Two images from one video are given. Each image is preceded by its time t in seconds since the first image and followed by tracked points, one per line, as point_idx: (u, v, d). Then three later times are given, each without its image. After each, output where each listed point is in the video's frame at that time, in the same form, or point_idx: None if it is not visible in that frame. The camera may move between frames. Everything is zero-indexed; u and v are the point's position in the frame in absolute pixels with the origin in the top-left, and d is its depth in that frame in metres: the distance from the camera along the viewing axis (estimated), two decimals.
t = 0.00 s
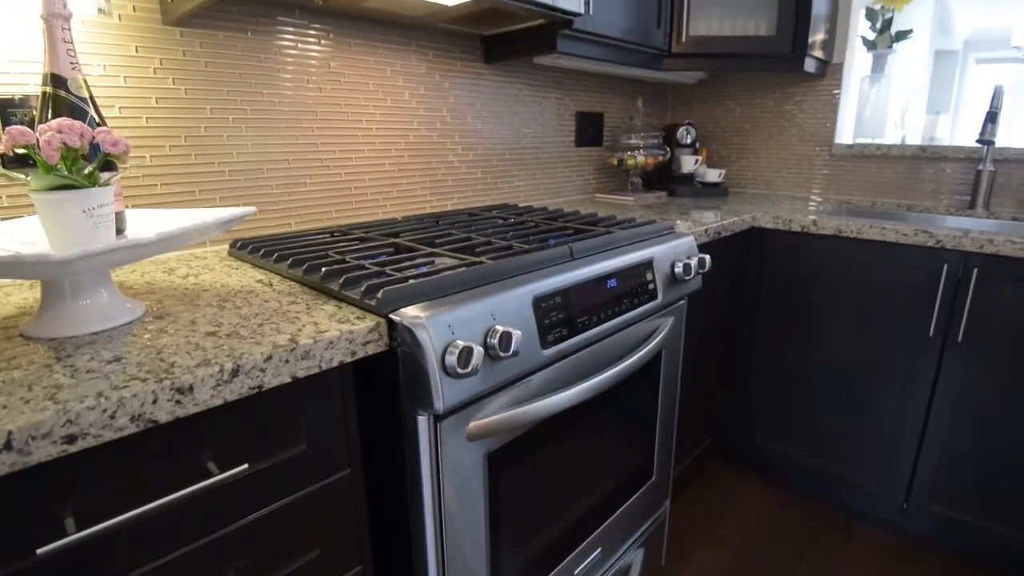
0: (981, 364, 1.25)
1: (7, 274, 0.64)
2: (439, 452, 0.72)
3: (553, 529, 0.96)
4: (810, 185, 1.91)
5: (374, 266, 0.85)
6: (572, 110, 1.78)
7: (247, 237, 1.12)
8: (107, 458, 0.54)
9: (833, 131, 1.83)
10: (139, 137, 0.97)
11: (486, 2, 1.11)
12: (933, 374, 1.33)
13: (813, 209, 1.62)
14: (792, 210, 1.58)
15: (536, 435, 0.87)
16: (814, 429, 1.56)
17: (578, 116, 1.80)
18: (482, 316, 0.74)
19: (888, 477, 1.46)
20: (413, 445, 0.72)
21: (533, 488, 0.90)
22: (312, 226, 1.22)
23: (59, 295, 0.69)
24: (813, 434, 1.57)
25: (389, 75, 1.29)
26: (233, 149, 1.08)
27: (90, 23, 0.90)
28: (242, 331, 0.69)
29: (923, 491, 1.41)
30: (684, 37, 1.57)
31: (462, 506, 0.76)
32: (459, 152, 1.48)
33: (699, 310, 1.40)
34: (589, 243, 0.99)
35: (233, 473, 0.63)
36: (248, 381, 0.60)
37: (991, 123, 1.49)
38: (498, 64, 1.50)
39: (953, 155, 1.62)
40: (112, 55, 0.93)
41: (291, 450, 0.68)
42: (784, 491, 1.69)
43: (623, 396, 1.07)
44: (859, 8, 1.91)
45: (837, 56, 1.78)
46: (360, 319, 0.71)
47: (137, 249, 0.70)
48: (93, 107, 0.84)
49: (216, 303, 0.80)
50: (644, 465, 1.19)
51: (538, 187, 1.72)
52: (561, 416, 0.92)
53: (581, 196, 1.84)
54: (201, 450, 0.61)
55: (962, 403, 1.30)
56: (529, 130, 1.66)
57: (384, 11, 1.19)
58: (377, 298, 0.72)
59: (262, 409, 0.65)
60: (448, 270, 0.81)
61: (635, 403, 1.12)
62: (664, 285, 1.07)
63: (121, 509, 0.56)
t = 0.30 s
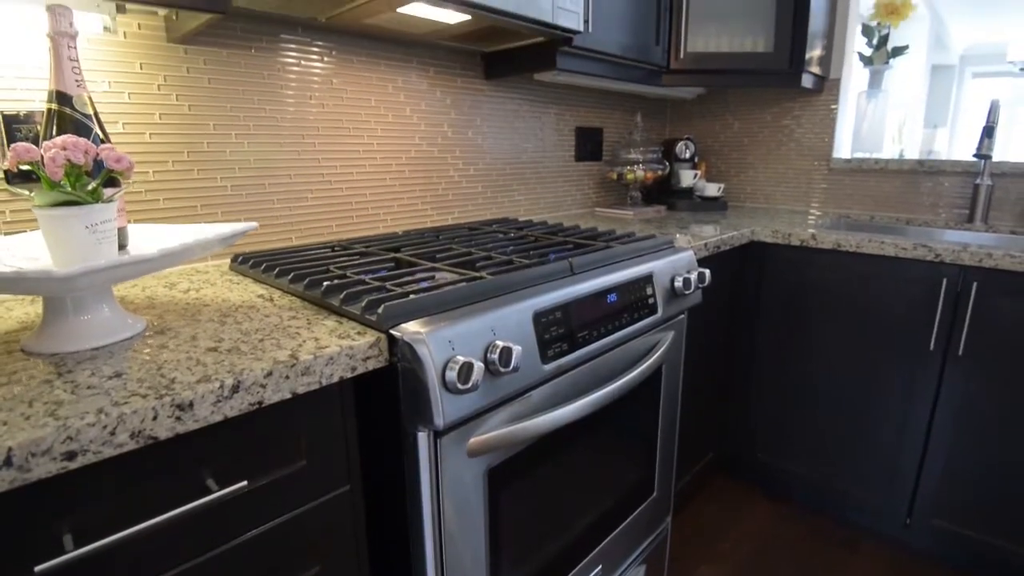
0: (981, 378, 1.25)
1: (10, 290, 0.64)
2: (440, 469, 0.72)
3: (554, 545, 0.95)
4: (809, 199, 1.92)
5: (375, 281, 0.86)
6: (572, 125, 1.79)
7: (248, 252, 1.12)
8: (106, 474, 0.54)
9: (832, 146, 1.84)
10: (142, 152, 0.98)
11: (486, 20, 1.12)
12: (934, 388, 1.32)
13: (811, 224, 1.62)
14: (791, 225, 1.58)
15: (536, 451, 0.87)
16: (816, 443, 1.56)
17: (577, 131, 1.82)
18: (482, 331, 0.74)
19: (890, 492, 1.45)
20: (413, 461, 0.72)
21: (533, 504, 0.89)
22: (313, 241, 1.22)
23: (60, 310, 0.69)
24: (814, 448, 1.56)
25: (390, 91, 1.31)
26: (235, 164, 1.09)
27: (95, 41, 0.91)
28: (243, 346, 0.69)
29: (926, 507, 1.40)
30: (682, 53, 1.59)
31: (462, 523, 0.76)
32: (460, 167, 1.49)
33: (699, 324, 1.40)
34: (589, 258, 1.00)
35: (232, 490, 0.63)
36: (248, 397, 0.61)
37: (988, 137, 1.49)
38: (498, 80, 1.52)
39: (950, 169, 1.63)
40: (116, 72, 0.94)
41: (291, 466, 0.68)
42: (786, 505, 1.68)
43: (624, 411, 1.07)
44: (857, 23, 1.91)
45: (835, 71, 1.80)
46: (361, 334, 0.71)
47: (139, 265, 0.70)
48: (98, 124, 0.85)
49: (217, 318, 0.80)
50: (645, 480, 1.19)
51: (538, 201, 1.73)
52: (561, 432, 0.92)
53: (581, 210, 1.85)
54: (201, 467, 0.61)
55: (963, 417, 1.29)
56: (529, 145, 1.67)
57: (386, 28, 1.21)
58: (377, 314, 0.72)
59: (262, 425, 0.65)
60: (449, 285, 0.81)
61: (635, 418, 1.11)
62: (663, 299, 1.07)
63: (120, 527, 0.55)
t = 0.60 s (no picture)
0: (982, 394, 1.25)
1: (13, 308, 0.64)
2: (440, 487, 0.72)
3: (554, 565, 0.94)
4: (809, 214, 1.92)
5: (376, 298, 0.86)
6: (572, 141, 1.81)
7: (250, 268, 1.13)
8: (105, 494, 0.54)
9: (830, 162, 1.86)
10: (145, 170, 0.99)
11: (487, 39, 1.14)
12: (935, 404, 1.32)
13: (810, 239, 1.63)
14: (791, 240, 1.59)
15: (536, 469, 0.86)
16: (818, 459, 1.55)
17: (577, 148, 1.83)
18: (483, 349, 0.75)
19: (894, 509, 1.44)
20: (413, 480, 0.72)
21: (533, 523, 0.89)
22: (315, 257, 1.23)
23: (62, 328, 0.69)
24: (816, 464, 1.55)
25: (392, 109, 1.32)
26: (238, 181, 1.10)
27: (101, 60, 0.92)
28: (244, 364, 0.69)
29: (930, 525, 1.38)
30: (680, 71, 1.61)
31: (461, 542, 0.75)
32: (461, 183, 1.50)
33: (699, 340, 1.40)
34: (589, 274, 1.00)
35: (231, 509, 0.62)
36: (248, 415, 0.61)
37: (985, 153, 1.51)
38: (499, 98, 1.53)
39: (948, 185, 1.64)
40: (121, 90, 0.95)
41: (290, 484, 0.68)
42: (789, 523, 1.66)
43: (624, 428, 1.06)
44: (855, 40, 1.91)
45: (832, 89, 1.82)
46: (361, 351, 0.71)
47: (141, 282, 0.71)
48: (102, 142, 0.86)
49: (218, 335, 0.80)
50: (646, 498, 1.18)
51: (538, 217, 1.74)
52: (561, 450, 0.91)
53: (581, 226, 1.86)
54: (200, 485, 0.60)
55: (966, 433, 1.29)
56: (529, 162, 1.68)
57: (388, 48, 1.23)
58: (378, 331, 0.72)
59: (262, 443, 0.65)
60: (449, 302, 0.82)
61: (636, 435, 1.11)
62: (663, 315, 1.07)
63: (118, 546, 0.55)
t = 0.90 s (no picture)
0: (984, 410, 1.24)
1: (15, 326, 0.64)
2: (440, 507, 0.72)
3: None
4: (807, 230, 1.93)
5: (376, 315, 0.86)
6: (571, 158, 1.83)
7: (251, 285, 1.13)
8: (103, 513, 0.54)
9: (828, 178, 1.87)
10: (148, 187, 0.99)
11: (487, 58, 1.15)
12: (937, 421, 1.31)
13: (810, 255, 1.63)
14: (790, 256, 1.60)
15: (536, 488, 0.86)
16: (821, 475, 1.54)
17: (576, 165, 1.85)
18: (483, 366, 0.75)
19: (898, 528, 1.43)
20: (413, 500, 0.71)
21: (533, 542, 0.88)
22: (316, 273, 1.23)
23: (63, 345, 0.69)
24: (819, 480, 1.54)
25: (394, 127, 1.33)
26: (239, 199, 1.10)
27: (107, 79, 0.94)
28: (244, 382, 0.69)
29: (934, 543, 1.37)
30: (678, 89, 1.63)
31: (460, 563, 0.75)
32: (461, 199, 1.51)
33: (699, 355, 1.40)
34: (589, 291, 1.00)
35: (229, 529, 0.62)
36: (248, 434, 0.60)
37: (982, 170, 1.52)
38: (499, 115, 1.55)
39: (946, 201, 1.65)
40: (126, 109, 0.96)
41: (289, 503, 0.67)
42: (792, 541, 1.64)
43: (625, 445, 1.06)
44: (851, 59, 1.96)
45: (829, 106, 1.83)
46: (361, 369, 0.71)
47: (143, 300, 0.71)
48: (106, 160, 0.86)
49: (218, 353, 0.81)
50: (647, 516, 1.17)
51: (538, 233, 1.75)
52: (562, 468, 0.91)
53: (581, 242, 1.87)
54: (199, 504, 0.60)
55: (968, 451, 1.28)
56: (529, 178, 1.70)
57: (390, 67, 1.24)
58: (378, 349, 0.72)
59: (261, 462, 0.64)
60: (450, 319, 0.82)
61: (637, 452, 1.10)
62: (664, 332, 1.07)
63: (116, 566, 0.55)
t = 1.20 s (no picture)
0: (987, 426, 1.24)
1: (16, 342, 0.64)
2: (440, 525, 0.71)
3: None
4: (807, 244, 1.94)
5: (376, 331, 0.86)
6: (572, 174, 1.84)
7: (252, 300, 1.13)
8: (101, 532, 0.53)
9: (826, 193, 1.88)
10: (151, 203, 1.00)
11: (488, 76, 1.17)
12: (939, 436, 1.31)
13: (809, 269, 1.64)
14: (790, 270, 1.60)
15: (535, 505, 0.85)
16: (823, 490, 1.53)
17: (576, 180, 1.86)
18: (483, 383, 0.75)
19: (901, 544, 1.41)
20: (412, 518, 0.71)
21: (534, 560, 0.87)
22: (316, 289, 1.24)
23: (63, 362, 0.69)
24: (822, 496, 1.53)
25: (396, 143, 1.35)
26: (241, 214, 1.11)
27: (111, 97, 0.95)
28: (244, 399, 0.69)
29: (938, 561, 1.35)
30: (677, 105, 1.64)
31: None
32: (461, 215, 1.52)
33: (700, 370, 1.40)
34: (589, 306, 1.00)
35: (227, 547, 0.62)
36: (247, 451, 0.60)
37: (980, 185, 1.53)
38: (499, 131, 1.56)
39: (944, 216, 1.65)
40: (130, 126, 0.97)
41: (289, 521, 0.67)
42: (795, 558, 1.63)
43: (626, 461, 1.05)
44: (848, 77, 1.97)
45: (826, 121, 1.85)
46: (361, 385, 0.71)
47: (144, 316, 0.71)
48: (110, 177, 0.87)
49: (217, 369, 0.80)
50: (648, 534, 1.15)
51: (538, 248, 1.75)
52: (562, 485, 0.90)
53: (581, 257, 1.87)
54: (198, 522, 0.60)
55: (972, 466, 1.27)
56: (529, 193, 1.71)
57: (391, 85, 1.26)
58: (378, 365, 0.72)
59: (260, 479, 0.64)
60: (450, 335, 0.82)
61: (637, 468, 1.09)
62: (664, 347, 1.07)
63: None
